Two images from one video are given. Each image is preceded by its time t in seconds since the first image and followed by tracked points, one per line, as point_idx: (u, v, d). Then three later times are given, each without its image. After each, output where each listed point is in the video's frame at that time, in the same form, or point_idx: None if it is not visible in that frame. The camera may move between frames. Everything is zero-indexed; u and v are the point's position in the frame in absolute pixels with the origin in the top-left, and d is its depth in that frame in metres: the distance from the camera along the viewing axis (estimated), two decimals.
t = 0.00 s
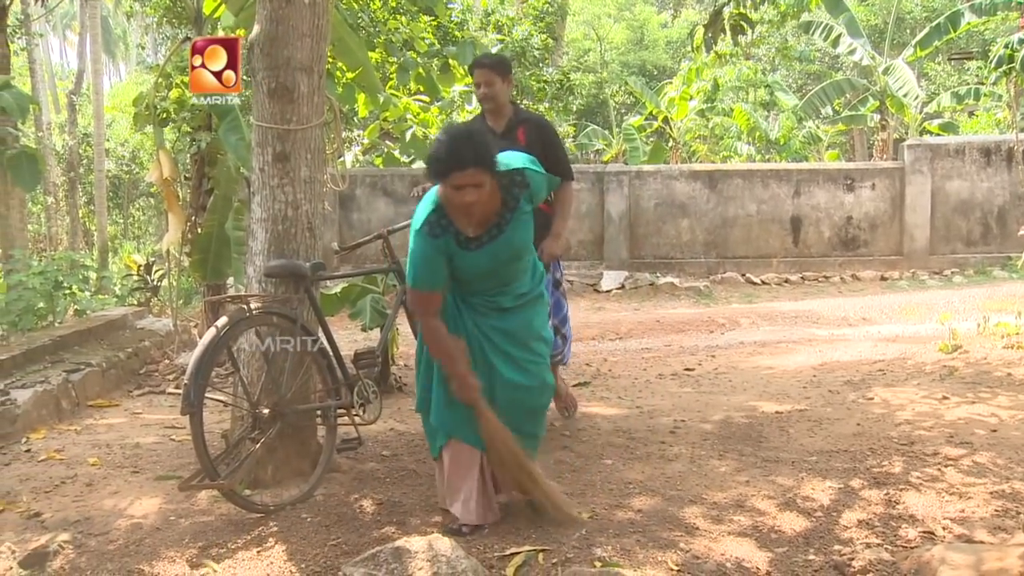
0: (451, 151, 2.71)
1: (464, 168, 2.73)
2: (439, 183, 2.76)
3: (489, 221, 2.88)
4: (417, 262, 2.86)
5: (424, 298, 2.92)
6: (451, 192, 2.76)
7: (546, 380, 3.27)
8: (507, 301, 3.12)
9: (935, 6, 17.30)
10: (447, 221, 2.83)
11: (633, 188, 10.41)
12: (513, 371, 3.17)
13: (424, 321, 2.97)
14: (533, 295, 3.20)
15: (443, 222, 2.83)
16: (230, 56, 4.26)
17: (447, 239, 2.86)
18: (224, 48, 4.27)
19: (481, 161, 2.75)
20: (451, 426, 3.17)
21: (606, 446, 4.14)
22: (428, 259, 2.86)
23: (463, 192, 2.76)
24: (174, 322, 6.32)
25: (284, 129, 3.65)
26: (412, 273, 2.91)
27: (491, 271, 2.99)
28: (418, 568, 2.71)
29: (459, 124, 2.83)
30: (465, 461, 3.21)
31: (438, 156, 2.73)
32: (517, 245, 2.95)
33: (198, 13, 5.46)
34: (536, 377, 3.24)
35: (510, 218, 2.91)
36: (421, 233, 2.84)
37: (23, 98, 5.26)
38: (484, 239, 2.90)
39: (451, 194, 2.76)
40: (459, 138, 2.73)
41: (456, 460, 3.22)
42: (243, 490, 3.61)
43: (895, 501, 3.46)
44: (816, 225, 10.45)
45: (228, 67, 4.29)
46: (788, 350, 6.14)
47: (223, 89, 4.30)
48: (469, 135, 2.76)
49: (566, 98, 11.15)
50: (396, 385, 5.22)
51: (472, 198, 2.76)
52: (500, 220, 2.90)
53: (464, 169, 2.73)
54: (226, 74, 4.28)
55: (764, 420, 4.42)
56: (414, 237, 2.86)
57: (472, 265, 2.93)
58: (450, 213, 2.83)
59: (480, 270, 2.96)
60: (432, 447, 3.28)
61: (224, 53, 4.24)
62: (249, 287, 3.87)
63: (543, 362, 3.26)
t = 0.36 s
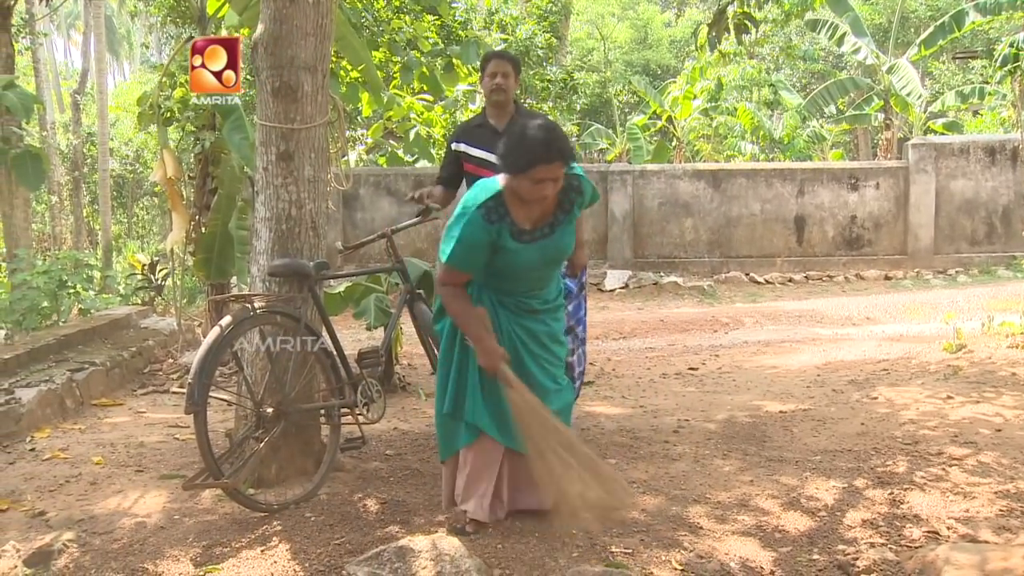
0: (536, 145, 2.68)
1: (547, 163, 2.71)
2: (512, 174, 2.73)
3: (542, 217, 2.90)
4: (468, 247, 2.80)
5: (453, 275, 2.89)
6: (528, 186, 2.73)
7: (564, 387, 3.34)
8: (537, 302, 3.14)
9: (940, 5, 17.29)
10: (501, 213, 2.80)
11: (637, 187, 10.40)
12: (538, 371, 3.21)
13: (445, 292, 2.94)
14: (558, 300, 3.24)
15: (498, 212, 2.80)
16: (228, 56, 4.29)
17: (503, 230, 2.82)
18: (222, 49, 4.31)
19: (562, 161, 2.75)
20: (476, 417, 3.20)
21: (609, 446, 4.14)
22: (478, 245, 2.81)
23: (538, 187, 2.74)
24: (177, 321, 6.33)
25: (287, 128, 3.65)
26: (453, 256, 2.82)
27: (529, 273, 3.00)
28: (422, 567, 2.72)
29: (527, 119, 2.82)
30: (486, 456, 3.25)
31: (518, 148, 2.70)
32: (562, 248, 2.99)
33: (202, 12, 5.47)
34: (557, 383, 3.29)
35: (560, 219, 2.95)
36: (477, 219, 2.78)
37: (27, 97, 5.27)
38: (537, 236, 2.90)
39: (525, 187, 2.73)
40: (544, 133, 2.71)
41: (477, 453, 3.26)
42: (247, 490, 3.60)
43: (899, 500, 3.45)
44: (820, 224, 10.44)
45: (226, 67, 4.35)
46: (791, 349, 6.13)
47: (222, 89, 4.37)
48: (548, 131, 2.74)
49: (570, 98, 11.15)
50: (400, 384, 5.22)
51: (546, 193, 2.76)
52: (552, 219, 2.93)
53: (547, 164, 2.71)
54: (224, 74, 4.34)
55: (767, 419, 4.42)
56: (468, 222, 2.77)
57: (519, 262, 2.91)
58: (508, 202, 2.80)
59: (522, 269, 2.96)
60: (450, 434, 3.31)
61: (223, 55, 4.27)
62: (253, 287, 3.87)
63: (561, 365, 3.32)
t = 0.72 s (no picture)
0: (613, 145, 2.72)
1: (620, 165, 2.74)
2: (588, 176, 2.75)
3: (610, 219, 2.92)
4: (542, 250, 2.79)
5: (530, 278, 2.84)
6: (601, 188, 2.76)
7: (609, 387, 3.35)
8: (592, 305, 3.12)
9: (934, 5, 17.32)
10: (574, 215, 2.80)
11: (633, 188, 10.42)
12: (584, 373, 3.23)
13: (528, 299, 2.90)
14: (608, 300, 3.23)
15: (571, 215, 2.80)
16: (229, 56, 4.19)
17: (576, 234, 2.83)
18: (223, 50, 4.18)
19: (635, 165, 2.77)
20: (517, 417, 3.25)
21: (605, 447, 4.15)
22: (554, 248, 2.80)
23: (610, 189, 2.78)
24: (172, 322, 6.32)
25: (282, 129, 3.65)
26: (530, 259, 2.80)
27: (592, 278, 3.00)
28: (417, 567, 2.71)
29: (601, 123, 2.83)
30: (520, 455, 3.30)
31: (595, 150, 2.73)
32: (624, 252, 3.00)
33: (196, 12, 5.47)
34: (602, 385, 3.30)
35: (625, 223, 2.95)
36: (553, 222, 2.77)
37: (21, 97, 5.25)
38: (605, 238, 2.91)
39: (599, 189, 2.76)
40: (619, 136, 2.73)
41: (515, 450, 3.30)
42: (242, 490, 3.61)
43: (894, 500, 3.46)
44: (815, 224, 10.45)
45: (228, 68, 4.20)
46: (786, 350, 6.14)
47: (222, 89, 4.22)
48: (624, 134, 2.77)
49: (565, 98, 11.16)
50: (395, 385, 5.22)
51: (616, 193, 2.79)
52: (617, 223, 2.93)
53: (623, 168, 2.75)
54: (224, 74, 4.20)
55: (763, 420, 4.43)
56: (546, 226, 2.76)
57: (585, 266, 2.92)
58: (579, 203, 2.82)
59: (586, 274, 2.96)
60: (485, 429, 3.34)
61: (224, 53, 4.17)
62: (247, 287, 3.86)
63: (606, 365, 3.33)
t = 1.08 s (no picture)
0: (656, 160, 2.70)
1: (665, 177, 2.72)
2: (633, 190, 2.72)
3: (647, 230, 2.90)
4: (592, 265, 2.76)
5: (579, 298, 2.81)
6: (648, 203, 2.73)
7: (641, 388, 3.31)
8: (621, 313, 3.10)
9: (921, 10, 17.43)
10: (619, 231, 2.77)
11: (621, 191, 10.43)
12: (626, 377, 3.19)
13: (579, 321, 2.85)
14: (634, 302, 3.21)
15: (617, 231, 2.76)
16: (228, 56, 4.10)
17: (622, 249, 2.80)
18: (223, 50, 4.11)
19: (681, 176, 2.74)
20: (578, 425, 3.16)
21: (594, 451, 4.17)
22: (602, 262, 2.77)
23: (658, 203, 2.75)
24: (160, 326, 6.30)
25: (270, 132, 3.64)
26: (583, 277, 2.76)
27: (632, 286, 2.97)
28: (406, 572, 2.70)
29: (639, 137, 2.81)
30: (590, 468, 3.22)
31: (640, 167, 2.71)
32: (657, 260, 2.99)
33: (184, 16, 5.47)
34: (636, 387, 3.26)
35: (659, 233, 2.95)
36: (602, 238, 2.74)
37: (7, 101, 5.23)
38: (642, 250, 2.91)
39: (645, 204, 2.73)
40: (661, 150, 2.72)
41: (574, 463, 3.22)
42: (229, 495, 3.58)
43: (881, 503, 3.47)
44: (804, 228, 10.49)
45: (227, 67, 4.12)
46: (774, 353, 6.15)
47: (221, 89, 4.12)
48: (665, 150, 2.73)
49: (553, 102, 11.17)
50: (384, 389, 5.22)
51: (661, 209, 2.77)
52: (653, 235, 2.92)
53: (668, 180, 2.71)
54: (223, 74, 4.12)
55: (750, 423, 4.44)
56: (596, 243, 2.73)
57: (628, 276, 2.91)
58: (624, 220, 2.78)
59: (629, 283, 2.94)
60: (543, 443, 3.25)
61: (222, 52, 4.09)
62: (235, 292, 3.84)
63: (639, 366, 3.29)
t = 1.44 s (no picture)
0: (712, 166, 2.47)
1: (718, 186, 2.48)
2: (686, 199, 2.49)
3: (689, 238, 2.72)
4: (653, 281, 2.52)
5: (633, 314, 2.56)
6: (698, 213, 2.51)
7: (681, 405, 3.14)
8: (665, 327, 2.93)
9: (909, 11, 17.51)
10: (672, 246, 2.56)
11: (610, 191, 10.46)
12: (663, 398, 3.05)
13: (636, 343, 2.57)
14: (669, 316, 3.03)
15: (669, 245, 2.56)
16: (229, 56, 3.60)
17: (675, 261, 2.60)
18: (224, 48, 3.61)
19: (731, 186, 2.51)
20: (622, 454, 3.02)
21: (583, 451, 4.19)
22: (660, 277, 2.54)
23: (706, 213, 2.52)
24: (149, 326, 6.29)
25: (259, 133, 3.63)
26: (645, 293, 2.52)
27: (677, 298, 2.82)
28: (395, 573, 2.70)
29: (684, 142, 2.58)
30: (640, 491, 3.10)
31: (693, 174, 2.47)
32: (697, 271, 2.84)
33: (172, 15, 5.47)
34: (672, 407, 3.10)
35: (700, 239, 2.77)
36: (656, 252, 2.52)
37: None
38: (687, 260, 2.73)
39: (695, 214, 2.51)
40: (714, 155, 2.49)
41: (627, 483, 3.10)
42: (218, 496, 3.58)
43: (870, 502, 3.48)
44: (793, 228, 10.52)
45: (228, 67, 3.61)
46: (763, 353, 6.16)
47: (222, 91, 3.63)
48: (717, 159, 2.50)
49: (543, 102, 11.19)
50: (373, 389, 5.21)
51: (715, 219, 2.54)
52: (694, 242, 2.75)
53: (720, 189, 2.48)
54: (224, 74, 3.60)
55: (739, 423, 4.45)
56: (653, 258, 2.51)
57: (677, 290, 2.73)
58: (671, 229, 2.57)
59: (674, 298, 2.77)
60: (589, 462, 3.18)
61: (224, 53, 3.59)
62: (224, 292, 3.83)
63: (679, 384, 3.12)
